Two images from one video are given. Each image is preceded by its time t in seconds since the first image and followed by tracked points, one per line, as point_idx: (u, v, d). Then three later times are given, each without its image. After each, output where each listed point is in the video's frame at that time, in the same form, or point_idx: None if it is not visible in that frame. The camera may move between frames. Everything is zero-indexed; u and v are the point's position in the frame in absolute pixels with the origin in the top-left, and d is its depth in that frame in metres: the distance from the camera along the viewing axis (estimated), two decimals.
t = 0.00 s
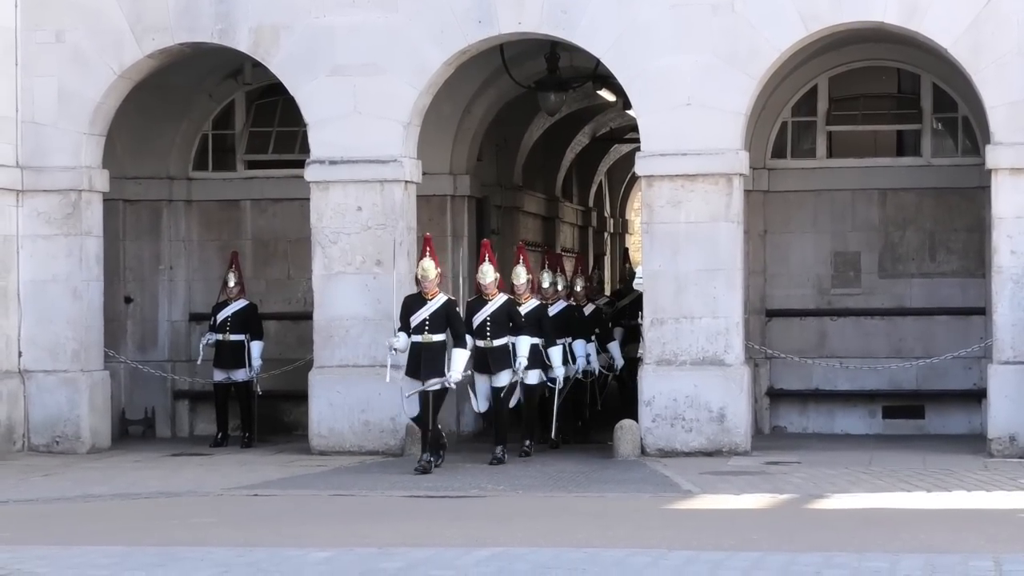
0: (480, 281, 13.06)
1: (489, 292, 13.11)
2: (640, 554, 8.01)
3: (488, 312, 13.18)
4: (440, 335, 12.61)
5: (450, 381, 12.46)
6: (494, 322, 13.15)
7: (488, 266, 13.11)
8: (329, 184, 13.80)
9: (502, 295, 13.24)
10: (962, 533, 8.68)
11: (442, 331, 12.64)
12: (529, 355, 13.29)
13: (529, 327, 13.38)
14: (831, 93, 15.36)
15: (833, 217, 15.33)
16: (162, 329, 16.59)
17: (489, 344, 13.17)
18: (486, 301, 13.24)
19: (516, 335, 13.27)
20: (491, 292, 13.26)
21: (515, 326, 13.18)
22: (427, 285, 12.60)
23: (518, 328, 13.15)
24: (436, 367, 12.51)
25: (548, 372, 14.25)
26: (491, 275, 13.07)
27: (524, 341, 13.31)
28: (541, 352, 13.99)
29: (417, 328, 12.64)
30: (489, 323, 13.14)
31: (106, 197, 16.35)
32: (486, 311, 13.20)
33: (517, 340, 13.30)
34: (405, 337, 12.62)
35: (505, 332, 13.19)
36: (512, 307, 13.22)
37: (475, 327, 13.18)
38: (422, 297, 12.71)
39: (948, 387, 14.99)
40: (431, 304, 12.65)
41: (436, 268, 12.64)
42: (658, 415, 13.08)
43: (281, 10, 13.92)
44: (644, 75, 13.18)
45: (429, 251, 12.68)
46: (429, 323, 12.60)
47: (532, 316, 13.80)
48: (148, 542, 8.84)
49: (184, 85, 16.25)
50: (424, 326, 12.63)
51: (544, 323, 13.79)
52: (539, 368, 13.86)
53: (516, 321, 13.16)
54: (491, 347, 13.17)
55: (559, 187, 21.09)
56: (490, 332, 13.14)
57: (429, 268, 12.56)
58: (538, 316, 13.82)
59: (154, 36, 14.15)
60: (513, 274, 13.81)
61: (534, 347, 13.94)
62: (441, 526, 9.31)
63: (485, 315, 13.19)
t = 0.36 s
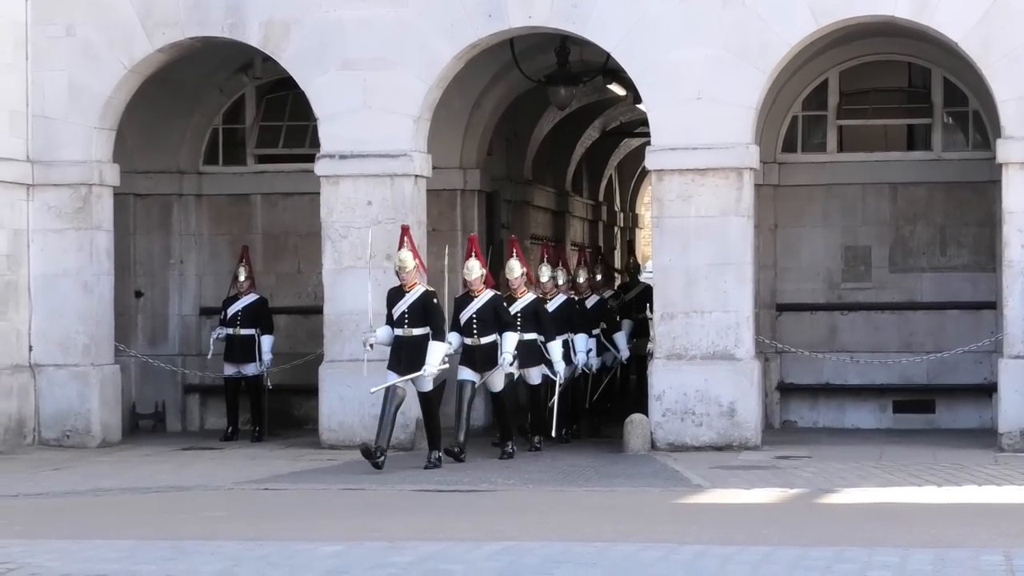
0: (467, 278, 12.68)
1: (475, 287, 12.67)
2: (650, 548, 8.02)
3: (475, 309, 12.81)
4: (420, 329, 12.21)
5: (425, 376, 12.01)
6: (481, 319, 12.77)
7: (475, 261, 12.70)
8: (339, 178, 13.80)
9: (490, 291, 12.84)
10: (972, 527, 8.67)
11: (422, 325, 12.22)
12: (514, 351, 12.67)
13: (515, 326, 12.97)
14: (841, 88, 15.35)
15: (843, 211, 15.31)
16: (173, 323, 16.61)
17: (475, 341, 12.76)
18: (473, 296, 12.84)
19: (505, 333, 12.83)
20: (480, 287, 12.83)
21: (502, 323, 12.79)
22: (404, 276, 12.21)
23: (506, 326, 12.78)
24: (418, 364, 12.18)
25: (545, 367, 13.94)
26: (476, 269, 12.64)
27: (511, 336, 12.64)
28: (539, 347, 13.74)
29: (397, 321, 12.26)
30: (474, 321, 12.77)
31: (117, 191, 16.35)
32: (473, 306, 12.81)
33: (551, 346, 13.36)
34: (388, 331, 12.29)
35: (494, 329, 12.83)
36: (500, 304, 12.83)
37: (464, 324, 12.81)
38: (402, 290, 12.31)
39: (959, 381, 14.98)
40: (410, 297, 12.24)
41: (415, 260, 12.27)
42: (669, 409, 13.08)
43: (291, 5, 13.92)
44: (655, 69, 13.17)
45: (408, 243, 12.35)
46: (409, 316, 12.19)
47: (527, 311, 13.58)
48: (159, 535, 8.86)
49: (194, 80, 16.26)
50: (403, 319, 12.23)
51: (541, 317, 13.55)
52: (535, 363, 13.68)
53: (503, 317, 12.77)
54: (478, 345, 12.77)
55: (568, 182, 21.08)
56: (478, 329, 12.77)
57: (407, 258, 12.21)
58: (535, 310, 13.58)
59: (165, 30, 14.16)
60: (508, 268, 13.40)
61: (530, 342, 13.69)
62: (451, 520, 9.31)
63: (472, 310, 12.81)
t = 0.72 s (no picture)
0: (504, 268, 13.18)
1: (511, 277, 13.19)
2: (663, 543, 8.01)
3: (459, 299, 12.71)
4: (400, 318, 11.85)
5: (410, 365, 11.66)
6: (465, 309, 12.68)
7: (460, 251, 12.55)
8: (353, 173, 13.81)
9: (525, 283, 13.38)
10: (986, 522, 8.67)
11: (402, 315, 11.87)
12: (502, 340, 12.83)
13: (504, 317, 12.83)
14: (855, 82, 15.34)
15: (857, 205, 15.29)
16: (186, 317, 16.62)
17: (514, 327, 13.42)
18: (460, 286, 12.77)
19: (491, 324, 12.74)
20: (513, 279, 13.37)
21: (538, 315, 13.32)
22: (384, 265, 11.86)
23: (492, 316, 12.70)
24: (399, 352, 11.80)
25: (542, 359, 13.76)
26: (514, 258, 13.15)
27: (551, 338, 13.26)
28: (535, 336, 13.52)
29: (375, 312, 11.91)
30: (460, 311, 12.69)
31: (130, 185, 16.39)
32: (458, 297, 12.74)
33: (544, 337, 13.25)
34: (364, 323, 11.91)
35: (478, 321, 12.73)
36: (485, 293, 12.74)
37: (449, 314, 12.74)
38: (379, 280, 11.96)
39: (973, 376, 14.97)
40: (390, 286, 11.90)
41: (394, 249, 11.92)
42: (682, 404, 13.07)
43: None
44: (668, 64, 13.17)
45: (385, 231, 11.99)
46: (389, 305, 11.86)
47: (523, 300, 13.36)
48: (172, 530, 8.87)
49: (208, 74, 16.28)
50: (382, 309, 11.88)
51: (537, 309, 13.28)
52: (528, 352, 13.46)
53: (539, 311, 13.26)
54: (516, 330, 13.42)
55: (582, 176, 21.07)
56: (462, 319, 12.69)
57: (386, 248, 11.86)
58: (531, 300, 13.37)
59: (178, 25, 14.17)
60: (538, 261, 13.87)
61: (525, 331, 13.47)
62: (464, 515, 9.32)
63: (457, 301, 12.74)
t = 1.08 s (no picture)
0: (505, 267, 12.81)
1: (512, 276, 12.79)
2: (676, 539, 8.01)
3: (448, 298, 12.38)
4: (386, 326, 11.61)
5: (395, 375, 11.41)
6: (454, 307, 12.35)
7: (448, 247, 12.26)
8: (366, 170, 13.81)
9: (526, 285, 12.91)
10: (999, 519, 8.65)
11: (389, 321, 11.63)
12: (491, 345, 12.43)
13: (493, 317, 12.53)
14: (868, 79, 15.32)
15: (870, 202, 15.27)
16: (200, 314, 16.65)
17: (513, 329, 12.87)
18: (448, 285, 12.42)
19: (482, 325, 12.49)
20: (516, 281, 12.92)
21: (538, 318, 12.84)
22: (375, 268, 11.65)
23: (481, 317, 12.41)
24: (382, 360, 11.53)
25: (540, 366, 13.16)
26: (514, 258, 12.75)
27: (551, 342, 12.80)
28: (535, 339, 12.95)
29: (362, 316, 11.67)
30: (448, 310, 12.35)
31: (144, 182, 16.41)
32: (446, 295, 12.39)
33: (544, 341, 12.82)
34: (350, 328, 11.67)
35: (466, 320, 12.37)
36: (474, 292, 12.43)
37: (436, 313, 12.37)
38: (369, 283, 11.75)
39: (986, 373, 14.93)
40: (380, 291, 11.70)
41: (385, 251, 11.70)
42: (695, 401, 13.06)
43: None
44: (680, 60, 13.16)
45: (377, 231, 11.76)
46: (377, 311, 11.63)
47: (524, 302, 12.85)
48: (185, 526, 8.88)
49: (221, 71, 16.28)
50: (370, 314, 11.66)
51: (537, 311, 12.82)
52: (529, 355, 12.87)
53: (540, 313, 12.81)
54: (515, 332, 12.87)
55: (595, 173, 21.06)
56: (449, 319, 12.32)
57: (377, 250, 11.63)
58: (531, 302, 12.86)
59: (192, 21, 14.19)
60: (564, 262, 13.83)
61: (525, 335, 12.89)
62: (477, 511, 9.32)
63: (445, 300, 12.38)
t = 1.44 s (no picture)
0: (499, 268, 12.60)
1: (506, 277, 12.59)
2: (687, 538, 8.01)
3: (427, 301, 11.89)
4: (363, 326, 11.33)
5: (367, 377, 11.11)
6: (434, 311, 11.86)
7: (429, 249, 11.88)
8: (377, 168, 13.81)
9: (520, 284, 12.73)
10: (1010, 518, 8.64)
11: (367, 322, 11.34)
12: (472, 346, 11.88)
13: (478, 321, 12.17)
14: (879, 77, 15.31)
15: (881, 200, 15.26)
16: (211, 311, 16.67)
17: (508, 330, 12.71)
18: (426, 287, 11.93)
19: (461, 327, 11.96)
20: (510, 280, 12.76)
21: (533, 318, 12.67)
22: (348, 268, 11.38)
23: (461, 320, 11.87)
24: (360, 363, 11.32)
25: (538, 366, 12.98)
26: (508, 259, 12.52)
27: (550, 342, 12.74)
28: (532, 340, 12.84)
29: (339, 318, 11.39)
30: (427, 314, 11.85)
31: (155, 180, 16.45)
32: (426, 298, 11.91)
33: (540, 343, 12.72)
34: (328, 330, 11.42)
35: (447, 323, 11.91)
36: (455, 295, 11.93)
37: (416, 316, 11.90)
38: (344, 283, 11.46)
39: (997, 371, 14.93)
40: (353, 291, 11.39)
41: (358, 250, 11.41)
42: (706, 399, 13.06)
43: None
44: (691, 59, 13.15)
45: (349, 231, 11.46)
46: (351, 313, 11.33)
47: (518, 302, 12.69)
48: (196, 524, 8.88)
49: (232, 69, 16.29)
50: (346, 315, 11.36)
51: (532, 309, 12.67)
52: (527, 359, 12.74)
53: (535, 315, 12.67)
54: (510, 334, 12.71)
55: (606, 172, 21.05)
56: (430, 322, 11.84)
57: (349, 248, 11.33)
58: (526, 302, 12.70)
59: (203, 20, 14.20)
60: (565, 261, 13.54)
61: (521, 337, 12.74)
62: (487, 510, 9.32)
63: (425, 302, 11.89)
